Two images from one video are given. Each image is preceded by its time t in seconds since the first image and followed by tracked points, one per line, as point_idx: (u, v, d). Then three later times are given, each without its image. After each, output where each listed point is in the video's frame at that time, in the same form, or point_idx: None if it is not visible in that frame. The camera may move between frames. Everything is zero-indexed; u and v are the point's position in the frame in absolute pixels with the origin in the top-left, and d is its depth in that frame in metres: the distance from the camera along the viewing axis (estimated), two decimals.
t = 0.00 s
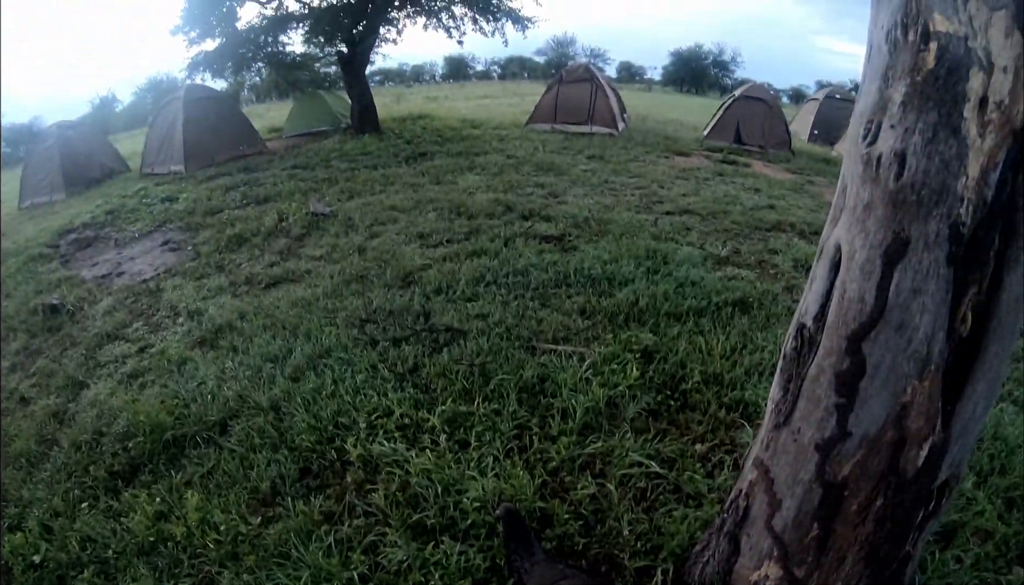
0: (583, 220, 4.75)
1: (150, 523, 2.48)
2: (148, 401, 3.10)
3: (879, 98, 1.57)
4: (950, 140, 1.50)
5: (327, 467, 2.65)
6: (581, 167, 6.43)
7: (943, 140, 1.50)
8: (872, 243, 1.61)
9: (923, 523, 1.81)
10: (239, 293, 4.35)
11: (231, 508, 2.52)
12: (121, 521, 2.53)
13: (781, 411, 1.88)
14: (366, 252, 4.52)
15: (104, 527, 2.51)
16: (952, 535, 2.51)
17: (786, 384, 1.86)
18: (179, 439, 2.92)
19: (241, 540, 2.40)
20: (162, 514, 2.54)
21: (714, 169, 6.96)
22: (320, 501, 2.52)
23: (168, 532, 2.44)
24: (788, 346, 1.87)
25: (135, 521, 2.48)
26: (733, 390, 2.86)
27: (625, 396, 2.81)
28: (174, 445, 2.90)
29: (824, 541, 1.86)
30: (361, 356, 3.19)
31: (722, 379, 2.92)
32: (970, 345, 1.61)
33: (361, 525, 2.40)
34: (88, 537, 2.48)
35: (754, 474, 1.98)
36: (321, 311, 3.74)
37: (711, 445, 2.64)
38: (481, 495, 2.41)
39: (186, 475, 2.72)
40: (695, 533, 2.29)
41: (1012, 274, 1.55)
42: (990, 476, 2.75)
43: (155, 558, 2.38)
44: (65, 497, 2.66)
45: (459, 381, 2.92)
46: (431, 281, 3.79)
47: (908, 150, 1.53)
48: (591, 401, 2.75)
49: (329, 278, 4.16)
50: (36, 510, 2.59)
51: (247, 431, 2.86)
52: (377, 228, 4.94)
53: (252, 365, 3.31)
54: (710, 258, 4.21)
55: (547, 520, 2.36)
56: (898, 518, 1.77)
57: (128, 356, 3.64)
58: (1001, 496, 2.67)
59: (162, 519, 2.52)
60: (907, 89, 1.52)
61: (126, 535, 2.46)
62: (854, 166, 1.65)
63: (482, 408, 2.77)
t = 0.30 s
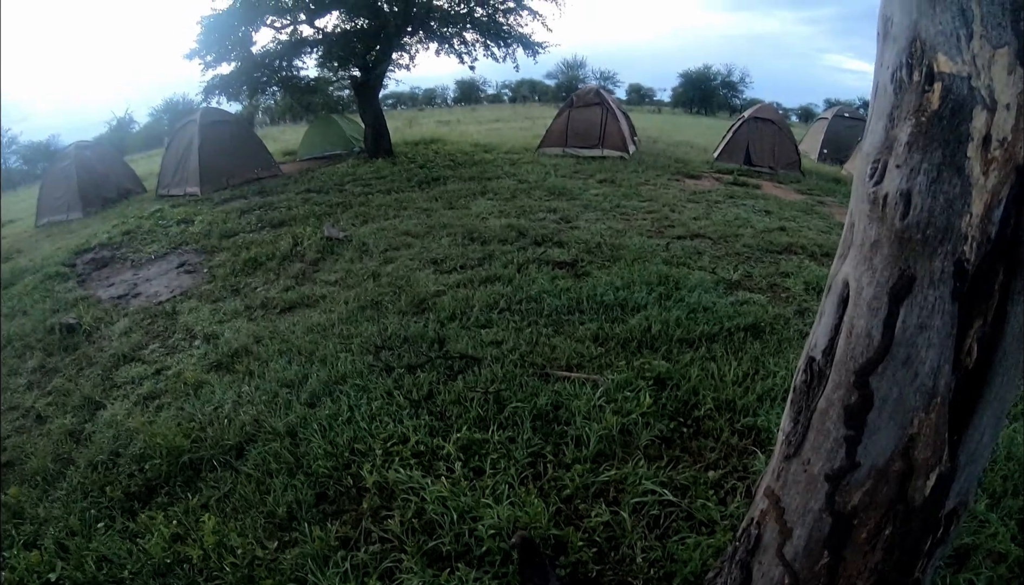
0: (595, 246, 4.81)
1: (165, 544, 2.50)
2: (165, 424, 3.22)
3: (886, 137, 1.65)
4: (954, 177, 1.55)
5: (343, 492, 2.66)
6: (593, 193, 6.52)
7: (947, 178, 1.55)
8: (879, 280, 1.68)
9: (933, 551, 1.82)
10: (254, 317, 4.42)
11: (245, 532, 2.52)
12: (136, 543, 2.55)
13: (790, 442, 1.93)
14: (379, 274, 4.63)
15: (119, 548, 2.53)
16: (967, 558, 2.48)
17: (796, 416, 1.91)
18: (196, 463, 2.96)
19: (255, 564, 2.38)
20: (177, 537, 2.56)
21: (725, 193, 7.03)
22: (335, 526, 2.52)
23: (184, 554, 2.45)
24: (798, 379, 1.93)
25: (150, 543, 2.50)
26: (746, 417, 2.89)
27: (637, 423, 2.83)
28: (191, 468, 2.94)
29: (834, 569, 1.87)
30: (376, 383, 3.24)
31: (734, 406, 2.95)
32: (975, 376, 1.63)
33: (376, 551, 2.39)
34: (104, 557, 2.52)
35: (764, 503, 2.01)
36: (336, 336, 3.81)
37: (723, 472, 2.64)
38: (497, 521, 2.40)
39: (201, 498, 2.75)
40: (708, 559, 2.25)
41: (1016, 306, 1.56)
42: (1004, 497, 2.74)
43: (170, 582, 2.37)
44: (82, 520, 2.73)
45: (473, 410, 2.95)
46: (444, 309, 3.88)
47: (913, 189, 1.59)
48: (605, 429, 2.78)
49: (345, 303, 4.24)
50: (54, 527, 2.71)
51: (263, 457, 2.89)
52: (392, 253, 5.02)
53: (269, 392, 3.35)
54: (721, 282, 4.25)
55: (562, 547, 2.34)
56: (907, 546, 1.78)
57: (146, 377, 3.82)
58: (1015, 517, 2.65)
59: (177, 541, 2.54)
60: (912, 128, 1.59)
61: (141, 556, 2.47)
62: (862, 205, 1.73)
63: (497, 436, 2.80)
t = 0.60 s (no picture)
0: (612, 269, 4.85)
1: (185, 559, 2.55)
2: (185, 441, 3.27)
3: (902, 173, 1.72)
4: (969, 213, 1.58)
5: (362, 513, 2.68)
6: (610, 215, 6.57)
7: (962, 215, 1.59)
8: (894, 313, 1.73)
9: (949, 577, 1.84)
10: (275, 336, 4.49)
11: (263, 550, 2.55)
12: (157, 559, 2.60)
13: (807, 471, 1.96)
14: (399, 295, 4.70)
15: (140, 563, 2.58)
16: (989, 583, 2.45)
17: (814, 445, 1.94)
18: (217, 481, 3.00)
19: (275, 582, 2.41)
20: (198, 553, 2.60)
21: (742, 214, 7.04)
22: (354, 546, 2.54)
23: (204, 571, 2.49)
24: (815, 408, 1.97)
25: (171, 559, 2.54)
26: (764, 442, 2.89)
27: (656, 448, 2.85)
28: (211, 486, 2.98)
29: None
30: (396, 405, 3.28)
31: (752, 430, 2.96)
32: (990, 407, 1.65)
33: (396, 572, 2.40)
34: (123, 572, 2.57)
35: (782, 530, 2.05)
36: (357, 358, 3.87)
37: (742, 497, 2.64)
38: (516, 543, 2.41)
39: (221, 515, 2.79)
40: None
41: None
42: None
43: None
44: (102, 533, 2.80)
45: (492, 434, 2.99)
46: (464, 331, 3.94)
47: (929, 225, 1.65)
48: (623, 453, 2.79)
49: (364, 324, 4.30)
50: (73, 539, 2.78)
51: (284, 476, 2.93)
52: (410, 275, 5.09)
53: (290, 412, 3.40)
54: (739, 305, 4.26)
55: (581, 571, 2.35)
56: (923, 572, 1.81)
57: (167, 393, 3.89)
58: None
59: (197, 558, 2.57)
60: (928, 164, 1.65)
61: (162, 572, 2.51)
62: (880, 238, 1.79)
63: (517, 459, 2.83)
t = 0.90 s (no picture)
0: (627, 293, 4.87)
1: (199, 578, 2.57)
2: (200, 459, 3.31)
3: (917, 212, 1.83)
4: (983, 253, 1.69)
5: (377, 536, 2.70)
6: (625, 238, 6.60)
7: (976, 253, 1.70)
8: (909, 351, 1.84)
9: None
10: (290, 356, 4.55)
11: (277, 571, 2.55)
12: (171, 576, 2.61)
13: (822, 503, 2.07)
14: (415, 318, 4.75)
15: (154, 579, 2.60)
16: None
17: (828, 478, 2.05)
18: (231, 500, 3.03)
19: None
20: (211, 572, 2.62)
21: (756, 237, 7.04)
22: (368, 569, 2.55)
23: None
24: (830, 442, 2.08)
25: (186, 576, 2.57)
26: (778, 470, 2.89)
27: (670, 475, 2.85)
28: (225, 504, 3.01)
29: None
30: (412, 429, 3.31)
31: (767, 459, 2.96)
32: (1002, 441, 1.72)
33: None
34: None
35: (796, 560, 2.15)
36: (373, 379, 3.90)
37: (756, 526, 2.63)
38: (530, 569, 2.41)
39: (235, 534, 2.81)
40: None
41: None
42: None
43: None
44: (115, 547, 2.83)
45: (507, 460, 3.00)
46: (479, 355, 3.98)
47: (943, 264, 1.76)
48: (638, 480, 2.81)
49: (380, 346, 4.34)
50: (86, 552, 2.81)
51: (299, 497, 2.96)
52: (426, 297, 5.14)
53: (306, 433, 3.43)
54: (753, 330, 4.27)
55: None
56: None
57: (183, 411, 3.94)
58: None
59: (210, 577, 2.60)
60: (943, 204, 1.77)
61: None
62: (896, 277, 1.91)
63: (532, 485, 2.85)
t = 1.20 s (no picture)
0: (644, 313, 4.87)
1: None
2: (217, 474, 3.34)
3: (938, 243, 1.87)
4: (1002, 285, 1.73)
5: (393, 556, 2.71)
6: (642, 257, 6.60)
7: (994, 286, 1.73)
8: (929, 381, 1.87)
9: None
10: (308, 372, 4.59)
11: None
12: None
13: (841, 530, 2.10)
14: (433, 336, 4.79)
15: None
16: None
17: (846, 506, 2.08)
18: (248, 516, 3.05)
19: None
20: None
21: (773, 256, 7.03)
22: None
23: None
24: (849, 471, 2.12)
25: None
26: (795, 494, 2.87)
27: (688, 499, 2.84)
28: (242, 520, 3.03)
29: None
30: (429, 448, 3.33)
31: (785, 483, 2.94)
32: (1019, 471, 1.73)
33: None
34: None
35: None
36: (391, 398, 3.93)
37: (773, 550, 2.61)
38: None
39: (251, 550, 2.83)
40: None
41: None
42: None
43: None
44: (130, 560, 2.85)
45: (524, 481, 3.01)
46: (497, 375, 4.00)
47: (963, 296, 1.79)
48: (655, 504, 2.80)
49: (398, 364, 4.38)
50: (102, 563, 2.83)
51: (316, 515, 2.98)
52: (443, 315, 5.18)
53: (323, 451, 3.46)
54: (770, 351, 4.26)
55: None
56: None
57: (201, 425, 3.98)
58: None
59: None
60: (964, 234, 1.79)
61: None
62: (916, 307, 1.94)
63: (548, 507, 2.85)
